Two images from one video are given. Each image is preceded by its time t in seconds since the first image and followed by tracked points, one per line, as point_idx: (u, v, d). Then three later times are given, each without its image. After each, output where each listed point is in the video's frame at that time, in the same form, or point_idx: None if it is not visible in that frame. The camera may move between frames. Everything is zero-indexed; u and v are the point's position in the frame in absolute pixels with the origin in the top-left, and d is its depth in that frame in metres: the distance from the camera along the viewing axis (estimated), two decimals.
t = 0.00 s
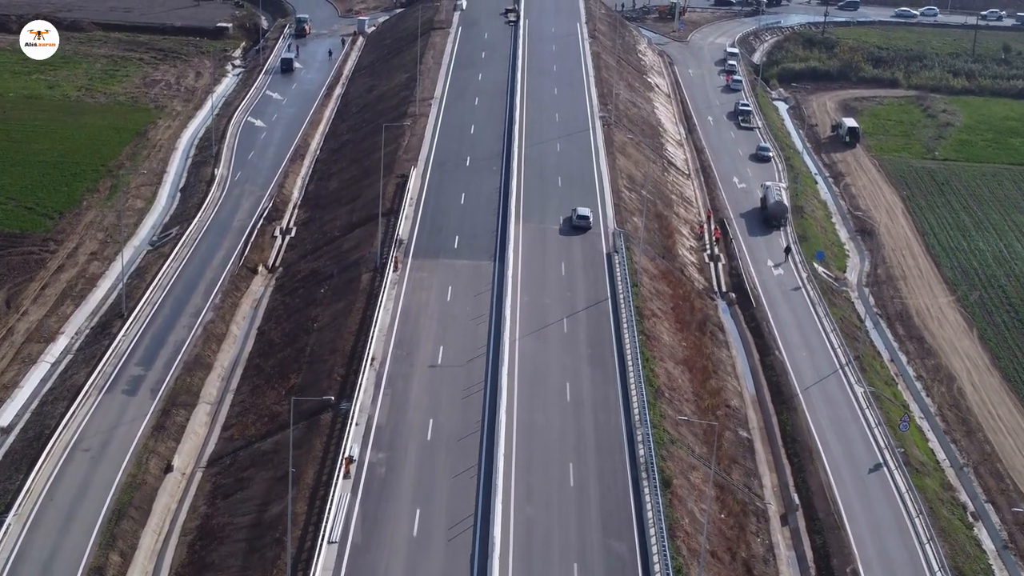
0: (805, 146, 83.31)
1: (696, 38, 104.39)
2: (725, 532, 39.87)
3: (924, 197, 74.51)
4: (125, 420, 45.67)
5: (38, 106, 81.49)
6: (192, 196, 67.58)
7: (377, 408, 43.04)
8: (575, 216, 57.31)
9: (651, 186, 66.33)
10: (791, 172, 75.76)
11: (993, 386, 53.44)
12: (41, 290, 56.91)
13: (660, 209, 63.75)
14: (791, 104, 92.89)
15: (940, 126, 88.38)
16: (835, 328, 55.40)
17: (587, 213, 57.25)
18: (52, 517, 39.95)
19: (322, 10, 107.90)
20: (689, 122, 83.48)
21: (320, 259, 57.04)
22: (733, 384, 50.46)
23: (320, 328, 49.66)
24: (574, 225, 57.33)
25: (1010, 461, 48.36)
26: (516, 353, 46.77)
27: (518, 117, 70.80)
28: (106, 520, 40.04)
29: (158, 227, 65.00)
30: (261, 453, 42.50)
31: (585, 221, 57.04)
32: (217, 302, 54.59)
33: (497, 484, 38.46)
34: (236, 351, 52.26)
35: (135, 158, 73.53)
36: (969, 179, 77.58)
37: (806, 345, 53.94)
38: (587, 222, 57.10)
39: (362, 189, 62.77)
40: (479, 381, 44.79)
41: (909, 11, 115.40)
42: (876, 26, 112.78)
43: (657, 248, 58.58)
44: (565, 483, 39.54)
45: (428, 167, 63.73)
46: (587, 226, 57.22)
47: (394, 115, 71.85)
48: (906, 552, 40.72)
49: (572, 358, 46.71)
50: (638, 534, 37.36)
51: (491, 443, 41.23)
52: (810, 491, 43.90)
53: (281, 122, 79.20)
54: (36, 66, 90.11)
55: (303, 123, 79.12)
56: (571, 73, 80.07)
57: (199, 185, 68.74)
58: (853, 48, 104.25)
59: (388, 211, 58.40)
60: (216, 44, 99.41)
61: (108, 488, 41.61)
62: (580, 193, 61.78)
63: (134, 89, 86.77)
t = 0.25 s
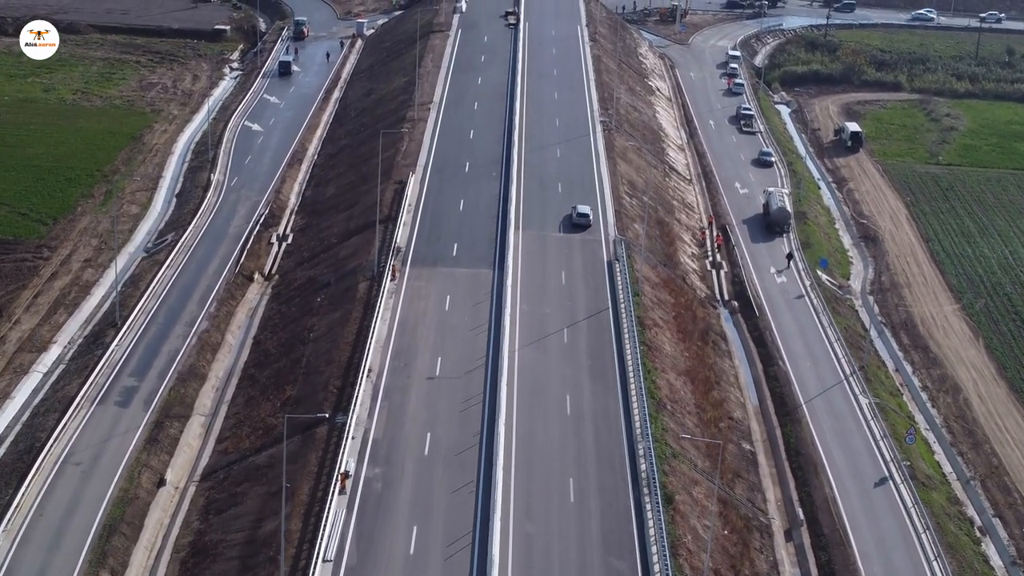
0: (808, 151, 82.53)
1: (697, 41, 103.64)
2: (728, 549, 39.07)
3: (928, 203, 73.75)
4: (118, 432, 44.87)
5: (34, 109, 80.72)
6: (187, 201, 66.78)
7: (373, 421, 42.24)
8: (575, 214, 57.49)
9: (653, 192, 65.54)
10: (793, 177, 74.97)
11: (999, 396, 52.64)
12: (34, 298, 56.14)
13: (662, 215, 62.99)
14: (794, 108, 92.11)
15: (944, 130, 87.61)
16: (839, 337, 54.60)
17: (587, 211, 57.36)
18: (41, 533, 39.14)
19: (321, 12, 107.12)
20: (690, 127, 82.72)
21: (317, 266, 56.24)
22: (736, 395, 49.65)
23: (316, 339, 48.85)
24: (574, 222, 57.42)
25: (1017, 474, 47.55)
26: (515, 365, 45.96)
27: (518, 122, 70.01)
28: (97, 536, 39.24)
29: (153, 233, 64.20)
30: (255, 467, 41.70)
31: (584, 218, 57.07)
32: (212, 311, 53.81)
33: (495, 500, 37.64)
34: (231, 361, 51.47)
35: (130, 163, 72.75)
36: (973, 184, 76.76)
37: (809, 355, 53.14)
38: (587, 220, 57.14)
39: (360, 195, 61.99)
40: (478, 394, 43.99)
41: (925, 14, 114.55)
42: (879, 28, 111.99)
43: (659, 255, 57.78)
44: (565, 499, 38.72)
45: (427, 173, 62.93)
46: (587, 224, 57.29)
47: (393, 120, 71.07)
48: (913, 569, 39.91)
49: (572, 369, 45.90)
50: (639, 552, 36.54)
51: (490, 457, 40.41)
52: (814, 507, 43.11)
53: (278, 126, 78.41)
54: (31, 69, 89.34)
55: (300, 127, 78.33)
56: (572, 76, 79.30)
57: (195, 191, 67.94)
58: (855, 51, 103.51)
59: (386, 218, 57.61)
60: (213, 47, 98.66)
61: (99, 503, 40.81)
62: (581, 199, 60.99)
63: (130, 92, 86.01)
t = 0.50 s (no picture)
0: (810, 156, 81.71)
1: (699, 44, 102.86)
2: (732, 567, 38.25)
3: (932, 209, 72.96)
4: (109, 445, 44.04)
5: (29, 113, 79.93)
6: (183, 207, 65.96)
7: (370, 436, 41.43)
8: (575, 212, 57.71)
9: (654, 198, 64.74)
10: (796, 183, 74.14)
11: (1006, 408, 51.84)
12: (27, 306, 55.32)
13: (663, 222, 62.21)
14: (796, 112, 91.30)
15: (948, 134, 86.80)
16: (843, 347, 53.80)
17: (586, 208, 57.56)
18: (30, 550, 38.30)
19: (319, 15, 106.31)
20: (692, 131, 81.92)
21: (314, 275, 55.43)
22: (739, 407, 48.84)
23: (312, 349, 48.02)
24: (574, 220, 57.58)
25: None
26: (514, 377, 45.14)
27: (518, 127, 69.23)
28: (87, 553, 38.42)
29: (148, 240, 63.38)
30: (249, 482, 40.88)
31: (585, 216, 57.30)
32: (206, 320, 53.01)
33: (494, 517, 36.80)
34: (226, 371, 50.65)
35: (126, 168, 71.95)
36: (978, 190, 75.92)
37: (813, 366, 52.33)
38: (587, 217, 57.37)
39: (357, 202, 61.17)
40: (476, 407, 43.17)
41: (927, 15, 115.28)
42: (881, 31, 111.18)
43: (661, 264, 56.96)
44: (565, 516, 37.89)
45: (425, 179, 62.11)
46: (587, 221, 57.45)
47: (391, 125, 70.27)
48: None
49: (572, 382, 45.07)
50: (641, 571, 35.71)
51: (488, 472, 39.58)
52: (819, 523, 42.32)
53: (275, 131, 77.60)
54: (27, 72, 88.54)
55: (298, 132, 77.51)
56: (572, 81, 78.50)
57: (191, 196, 67.13)
58: (858, 54, 102.75)
59: (384, 226, 56.80)
60: (211, 49, 97.89)
61: (89, 519, 39.98)
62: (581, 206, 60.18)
63: (126, 96, 85.22)
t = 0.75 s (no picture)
0: (813, 161, 80.92)
1: (700, 47, 102.08)
2: None
3: (936, 215, 72.17)
4: (101, 459, 43.22)
5: (23, 117, 79.11)
6: (179, 213, 65.16)
7: (366, 450, 40.63)
8: (574, 211, 57.83)
9: (655, 205, 63.95)
10: (799, 188, 73.33)
11: (1013, 420, 51.03)
12: (19, 315, 54.51)
13: (665, 229, 61.42)
14: (798, 116, 90.52)
15: (951, 139, 86.00)
16: (847, 358, 52.98)
17: (586, 206, 57.77)
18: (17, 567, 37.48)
19: (318, 17, 105.55)
20: (693, 136, 81.13)
21: (310, 283, 54.61)
22: (742, 420, 48.02)
23: (307, 361, 47.22)
24: (573, 219, 57.77)
25: None
26: (513, 389, 44.34)
27: (518, 132, 68.43)
28: (76, 571, 37.62)
29: (143, 247, 62.58)
30: (242, 498, 40.07)
31: (584, 214, 57.53)
32: (201, 330, 52.23)
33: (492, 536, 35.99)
34: (220, 382, 49.85)
35: (121, 173, 71.16)
36: (983, 196, 75.11)
37: (817, 377, 51.53)
38: (586, 216, 57.62)
39: (354, 209, 60.37)
40: (475, 421, 42.37)
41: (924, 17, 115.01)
42: (884, 34, 110.42)
43: (662, 272, 56.17)
44: (565, 533, 37.07)
45: (423, 185, 61.31)
46: (587, 219, 57.64)
47: (390, 131, 69.49)
48: None
49: (572, 395, 44.25)
50: None
51: (486, 489, 38.77)
52: (824, 540, 41.54)
53: (272, 135, 76.81)
54: (22, 75, 87.72)
55: (295, 136, 76.70)
56: (572, 85, 77.70)
57: (186, 202, 66.33)
58: (861, 58, 101.99)
59: (381, 233, 56.01)
60: (208, 52, 97.09)
61: (79, 535, 39.17)
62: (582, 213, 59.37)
63: (122, 99, 84.43)
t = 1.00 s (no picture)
0: (816, 165, 80.10)
1: (701, 50, 101.29)
2: None
3: (940, 221, 71.34)
4: (91, 473, 42.39)
5: (18, 121, 78.29)
6: (174, 219, 64.37)
7: (361, 465, 39.81)
8: (574, 209, 57.80)
9: (657, 211, 63.13)
10: (802, 194, 72.50)
11: (1020, 432, 50.21)
12: (10, 324, 53.69)
13: (666, 236, 60.58)
14: (800, 120, 89.72)
15: (955, 143, 85.16)
16: (852, 368, 52.14)
17: (585, 204, 57.85)
18: None
19: (316, 19, 104.76)
20: (694, 140, 80.29)
21: (306, 292, 53.77)
22: (744, 432, 47.20)
23: (302, 372, 46.40)
24: (573, 217, 57.81)
25: None
26: (512, 402, 43.51)
27: (517, 137, 67.62)
28: None
29: (137, 254, 61.77)
30: (235, 514, 39.25)
31: (584, 212, 57.54)
32: (195, 339, 51.44)
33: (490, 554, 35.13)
34: (214, 393, 49.03)
35: (116, 178, 70.37)
36: (988, 201, 74.29)
37: (821, 388, 50.70)
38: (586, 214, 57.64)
39: (351, 216, 59.54)
40: (473, 434, 41.54)
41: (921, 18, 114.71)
42: (887, 37, 109.62)
43: (663, 280, 55.34)
44: (565, 551, 36.21)
45: (421, 192, 60.49)
46: (586, 217, 57.69)
47: (388, 135, 68.68)
48: None
49: (572, 408, 43.41)
50: None
51: (484, 505, 37.92)
52: (829, 556, 40.71)
53: (269, 140, 75.99)
54: (17, 78, 86.90)
55: (292, 140, 75.87)
56: (573, 89, 76.86)
57: (181, 208, 65.51)
58: (863, 61, 101.22)
59: (378, 241, 55.21)
60: (205, 55, 96.30)
61: (68, 552, 38.35)
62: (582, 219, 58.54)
63: (118, 103, 83.63)
